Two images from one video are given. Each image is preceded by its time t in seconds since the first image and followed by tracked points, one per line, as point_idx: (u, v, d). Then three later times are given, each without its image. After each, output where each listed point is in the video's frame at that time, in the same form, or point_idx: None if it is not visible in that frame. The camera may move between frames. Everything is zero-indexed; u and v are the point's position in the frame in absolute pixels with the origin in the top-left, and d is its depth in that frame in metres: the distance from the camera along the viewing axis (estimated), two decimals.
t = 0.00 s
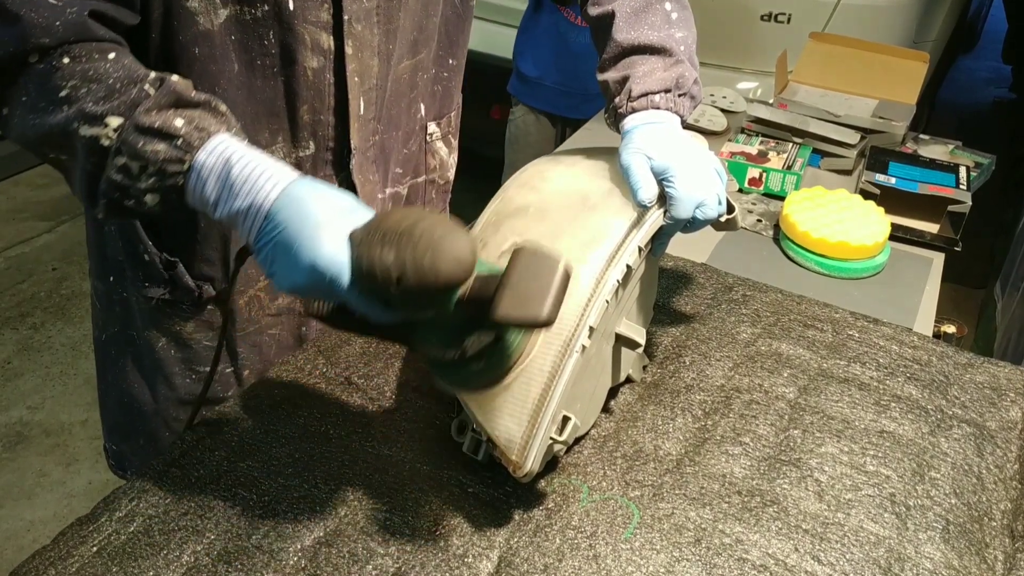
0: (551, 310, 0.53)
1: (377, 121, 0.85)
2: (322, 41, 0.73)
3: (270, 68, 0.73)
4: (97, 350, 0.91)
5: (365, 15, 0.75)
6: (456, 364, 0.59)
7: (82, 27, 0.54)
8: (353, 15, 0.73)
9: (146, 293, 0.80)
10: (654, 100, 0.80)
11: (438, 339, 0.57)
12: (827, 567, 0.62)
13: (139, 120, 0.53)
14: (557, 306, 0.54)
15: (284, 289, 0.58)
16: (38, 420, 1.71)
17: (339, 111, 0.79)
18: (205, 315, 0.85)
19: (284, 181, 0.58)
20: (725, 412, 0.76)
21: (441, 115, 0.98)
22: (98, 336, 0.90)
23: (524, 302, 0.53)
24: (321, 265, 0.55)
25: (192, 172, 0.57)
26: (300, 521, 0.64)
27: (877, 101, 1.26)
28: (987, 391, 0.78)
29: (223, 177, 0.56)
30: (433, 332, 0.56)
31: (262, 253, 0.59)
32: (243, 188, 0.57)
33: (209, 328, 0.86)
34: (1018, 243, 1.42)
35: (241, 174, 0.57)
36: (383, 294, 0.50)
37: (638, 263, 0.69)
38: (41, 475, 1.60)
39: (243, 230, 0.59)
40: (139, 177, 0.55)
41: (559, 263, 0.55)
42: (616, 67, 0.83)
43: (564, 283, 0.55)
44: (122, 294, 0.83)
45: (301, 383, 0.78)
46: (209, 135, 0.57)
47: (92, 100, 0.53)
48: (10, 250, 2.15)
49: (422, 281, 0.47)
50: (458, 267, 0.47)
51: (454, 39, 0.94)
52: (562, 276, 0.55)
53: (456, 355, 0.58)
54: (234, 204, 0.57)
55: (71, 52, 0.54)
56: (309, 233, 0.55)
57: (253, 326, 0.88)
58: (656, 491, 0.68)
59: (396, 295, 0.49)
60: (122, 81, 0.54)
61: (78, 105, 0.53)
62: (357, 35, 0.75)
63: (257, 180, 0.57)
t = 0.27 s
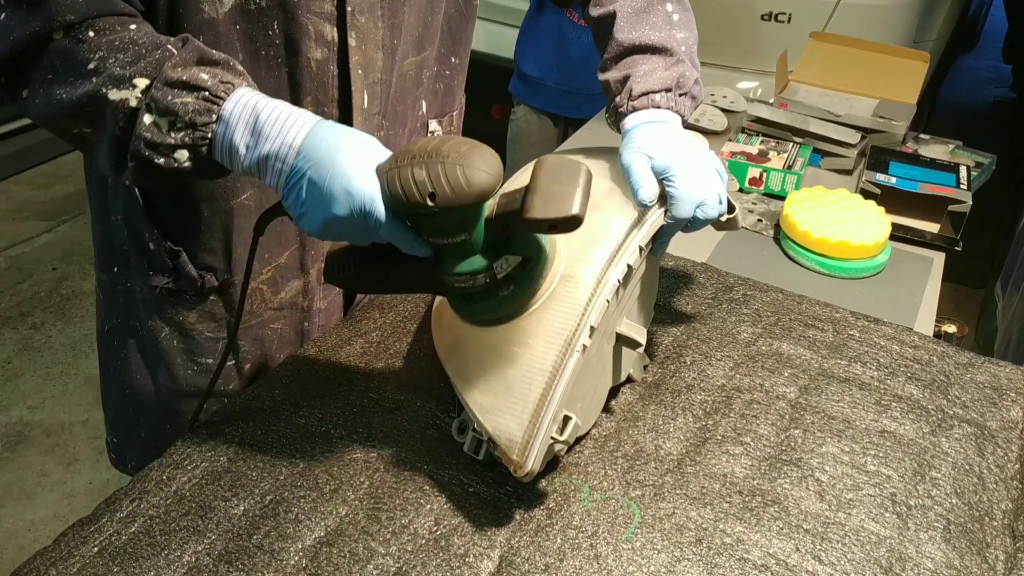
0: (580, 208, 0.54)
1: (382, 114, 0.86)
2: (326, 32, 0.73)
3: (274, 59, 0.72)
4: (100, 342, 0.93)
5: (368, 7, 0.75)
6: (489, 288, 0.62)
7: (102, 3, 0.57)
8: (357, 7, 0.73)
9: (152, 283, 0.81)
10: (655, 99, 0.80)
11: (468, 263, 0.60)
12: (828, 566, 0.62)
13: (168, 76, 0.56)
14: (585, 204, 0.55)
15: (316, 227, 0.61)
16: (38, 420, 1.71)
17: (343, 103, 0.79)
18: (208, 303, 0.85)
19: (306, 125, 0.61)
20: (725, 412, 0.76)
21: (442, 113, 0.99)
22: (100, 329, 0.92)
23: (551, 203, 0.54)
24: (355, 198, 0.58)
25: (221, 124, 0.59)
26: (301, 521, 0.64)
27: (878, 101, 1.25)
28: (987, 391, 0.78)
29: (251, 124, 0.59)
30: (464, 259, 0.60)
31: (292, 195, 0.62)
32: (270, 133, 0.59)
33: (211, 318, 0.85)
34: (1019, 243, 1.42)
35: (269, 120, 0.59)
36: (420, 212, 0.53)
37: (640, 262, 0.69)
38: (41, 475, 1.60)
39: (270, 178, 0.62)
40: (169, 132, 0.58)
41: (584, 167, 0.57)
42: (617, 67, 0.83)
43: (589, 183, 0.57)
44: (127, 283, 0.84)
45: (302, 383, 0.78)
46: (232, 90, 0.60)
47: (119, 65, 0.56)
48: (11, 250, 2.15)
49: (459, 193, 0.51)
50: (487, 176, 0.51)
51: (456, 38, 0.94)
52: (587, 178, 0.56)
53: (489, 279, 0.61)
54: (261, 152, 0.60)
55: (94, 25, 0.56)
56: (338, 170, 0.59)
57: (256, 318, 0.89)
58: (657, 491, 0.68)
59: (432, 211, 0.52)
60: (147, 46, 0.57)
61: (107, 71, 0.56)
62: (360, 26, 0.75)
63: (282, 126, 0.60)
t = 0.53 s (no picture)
0: (533, 296, 0.50)
1: (391, 112, 0.85)
2: (332, 30, 0.73)
3: (281, 57, 0.73)
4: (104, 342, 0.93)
5: (372, 6, 0.75)
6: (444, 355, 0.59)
7: (101, 15, 0.56)
8: (361, 5, 0.73)
9: (165, 278, 0.82)
10: (656, 100, 0.80)
11: (425, 331, 0.57)
12: (829, 566, 0.62)
13: (150, 104, 0.56)
14: (539, 293, 0.51)
15: (278, 272, 0.61)
16: (40, 420, 1.71)
17: (349, 101, 0.79)
18: (221, 296, 0.85)
19: (283, 167, 0.61)
20: (726, 412, 0.76)
21: (444, 109, 0.98)
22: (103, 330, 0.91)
23: (504, 286, 0.50)
24: (312, 246, 0.57)
25: (198, 155, 0.60)
26: (303, 522, 0.64)
27: (879, 101, 1.26)
28: (988, 391, 0.78)
29: (225, 161, 0.60)
30: (419, 324, 0.57)
31: (261, 235, 0.61)
32: (244, 173, 0.60)
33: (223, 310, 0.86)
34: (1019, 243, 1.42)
35: (242, 159, 0.59)
36: (370, 276, 0.51)
37: (641, 262, 0.69)
38: (42, 475, 1.60)
39: (243, 214, 0.62)
40: (147, 159, 0.58)
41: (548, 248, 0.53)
42: (618, 67, 0.83)
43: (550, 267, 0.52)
44: (140, 278, 0.84)
45: (304, 383, 0.78)
46: (215, 122, 0.60)
47: (106, 85, 0.56)
48: (12, 250, 2.16)
49: (409, 264, 0.47)
50: (442, 250, 0.48)
51: (458, 33, 0.94)
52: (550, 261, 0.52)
53: (444, 347, 0.58)
54: (234, 188, 0.60)
55: (89, 40, 0.56)
56: (302, 216, 0.58)
57: (266, 311, 0.88)
58: (658, 492, 0.68)
59: (382, 278, 0.50)
60: (136, 69, 0.57)
61: (93, 89, 0.56)
62: (365, 25, 0.75)
63: (257, 166, 0.60)
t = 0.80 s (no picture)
0: (546, 279, 0.54)
1: (391, 110, 0.85)
2: (330, 28, 0.73)
3: (280, 56, 0.73)
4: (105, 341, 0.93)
5: (371, 4, 0.75)
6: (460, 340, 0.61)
7: (109, 15, 0.57)
8: (359, 4, 0.73)
9: (167, 274, 0.82)
10: (656, 100, 0.80)
11: (441, 317, 0.59)
12: (829, 566, 0.62)
13: (162, 104, 0.57)
14: (551, 276, 0.55)
15: (293, 263, 0.61)
16: (40, 420, 1.71)
17: (349, 100, 0.79)
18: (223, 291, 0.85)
19: (295, 160, 0.61)
20: (727, 412, 0.76)
21: (447, 106, 0.98)
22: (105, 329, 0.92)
23: (519, 271, 0.54)
24: (326, 238, 0.57)
25: (210, 152, 0.60)
26: (303, 521, 0.64)
27: (880, 101, 1.25)
28: (988, 391, 0.78)
29: (238, 156, 0.60)
30: (437, 310, 0.58)
31: (275, 228, 0.62)
32: (256, 166, 0.60)
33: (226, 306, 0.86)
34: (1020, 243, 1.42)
35: (255, 153, 0.60)
36: (384, 264, 0.51)
37: (641, 262, 0.69)
38: (43, 475, 1.60)
39: (256, 208, 0.62)
40: (161, 156, 0.59)
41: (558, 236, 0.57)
42: (619, 67, 0.83)
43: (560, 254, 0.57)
44: (145, 274, 0.84)
45: (305, 383, 0.78)
46: (226, 117, 0.60)
47: (118, 84, 0.57)
48: (13, 250, 2.16)
49: (422, 250, 0.48)
50: (455, 236, 0.48)
51: (460, 31, 0.95)
52: (561, 248, 0.57)
53: (460, 332, 0.60)
54: (247, 183, 0.60)
55: (98, 41, 0.56)
56: (316, 208, 0.58)
57: (267, 306, 0.89)
58: (659, 491, 0.68)
59: (395, 266, 0.50)
60: (147, 67, 0.58)
61: (106, 89, 0.57)
62: (363, 22, 0.75)
63: (269, 159, 0.60)
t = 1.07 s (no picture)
0: (555, 196, 0.55)
1: (389, 110, 0.85)
2: (328, 28, 0.73)
3: (279, 56, 0.73)
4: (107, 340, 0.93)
5: (369, 4, 0.75)
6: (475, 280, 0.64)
7: (114, 7, 0.58)
8: (356, 3, 0.73)
9: (171, 270, 0.82)
10: (657, 101, 0.80)
11: (454, 256, 0.62)
12: (830, 567, 0.62)
13: (173, 77, 0.58)
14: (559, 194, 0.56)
15: (308, 221, 0.62)
16: (41, 420, 1.72)
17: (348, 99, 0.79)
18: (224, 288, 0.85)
19: (301, 122, 0.62)
20: (727, 413, 0.76)
21: (448, 106, 0.98)
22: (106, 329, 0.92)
23: (526, 191, 0.55)
24: (345, 189, 0.59)
25: (221, 122, 0.61)
26: (304, 522, 0.64)
27: (881, 102, 1.25)
28: (989, 391, 0.78)
29: (248, 123, 0.60)
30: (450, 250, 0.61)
31: (287, 191, 0.63)
32: (266, 131, 0.60)
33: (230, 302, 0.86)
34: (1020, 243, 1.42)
35: (265, 118, 0.60)
36: (399, 203, 0.55)
37: (642, 263, 0.69)
38: (44, 476, 1.60)
39: (267, 174, 0.63)
40: (174, 130, 0.59)
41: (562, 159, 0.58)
42: (620, 67, 0.83)
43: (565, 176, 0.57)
44: (145, 271, 0.85)
45: (305, 383, 0.78)
46: (232, 89, 0.61)
47: (128, 68, 0.58)
48: (14, 250, 2.16)
49: (434, 182, 0.51)
50: (462, 166, 0.51)
51: (461, 30, 0.94)
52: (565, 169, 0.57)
53: (473, 271, 0.63)
54: (258, 148, 0.61)
55: (106, 31, 0.57)
56: (330, 162, 0.59)
57: (267, 308, 0.89)
58: (659, 492, 0.68)
59: (411, 203, 0.54)
60: (155, 49, 0.58)
61: (117, 75, 0.58)
62: (361, 22, 0.74)
63: (279, 122, 0.61)
